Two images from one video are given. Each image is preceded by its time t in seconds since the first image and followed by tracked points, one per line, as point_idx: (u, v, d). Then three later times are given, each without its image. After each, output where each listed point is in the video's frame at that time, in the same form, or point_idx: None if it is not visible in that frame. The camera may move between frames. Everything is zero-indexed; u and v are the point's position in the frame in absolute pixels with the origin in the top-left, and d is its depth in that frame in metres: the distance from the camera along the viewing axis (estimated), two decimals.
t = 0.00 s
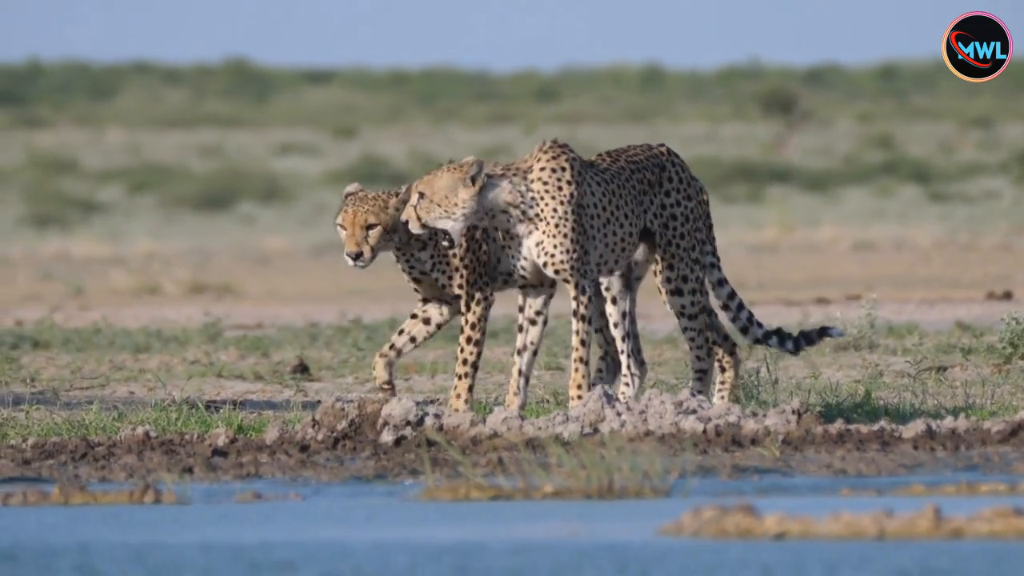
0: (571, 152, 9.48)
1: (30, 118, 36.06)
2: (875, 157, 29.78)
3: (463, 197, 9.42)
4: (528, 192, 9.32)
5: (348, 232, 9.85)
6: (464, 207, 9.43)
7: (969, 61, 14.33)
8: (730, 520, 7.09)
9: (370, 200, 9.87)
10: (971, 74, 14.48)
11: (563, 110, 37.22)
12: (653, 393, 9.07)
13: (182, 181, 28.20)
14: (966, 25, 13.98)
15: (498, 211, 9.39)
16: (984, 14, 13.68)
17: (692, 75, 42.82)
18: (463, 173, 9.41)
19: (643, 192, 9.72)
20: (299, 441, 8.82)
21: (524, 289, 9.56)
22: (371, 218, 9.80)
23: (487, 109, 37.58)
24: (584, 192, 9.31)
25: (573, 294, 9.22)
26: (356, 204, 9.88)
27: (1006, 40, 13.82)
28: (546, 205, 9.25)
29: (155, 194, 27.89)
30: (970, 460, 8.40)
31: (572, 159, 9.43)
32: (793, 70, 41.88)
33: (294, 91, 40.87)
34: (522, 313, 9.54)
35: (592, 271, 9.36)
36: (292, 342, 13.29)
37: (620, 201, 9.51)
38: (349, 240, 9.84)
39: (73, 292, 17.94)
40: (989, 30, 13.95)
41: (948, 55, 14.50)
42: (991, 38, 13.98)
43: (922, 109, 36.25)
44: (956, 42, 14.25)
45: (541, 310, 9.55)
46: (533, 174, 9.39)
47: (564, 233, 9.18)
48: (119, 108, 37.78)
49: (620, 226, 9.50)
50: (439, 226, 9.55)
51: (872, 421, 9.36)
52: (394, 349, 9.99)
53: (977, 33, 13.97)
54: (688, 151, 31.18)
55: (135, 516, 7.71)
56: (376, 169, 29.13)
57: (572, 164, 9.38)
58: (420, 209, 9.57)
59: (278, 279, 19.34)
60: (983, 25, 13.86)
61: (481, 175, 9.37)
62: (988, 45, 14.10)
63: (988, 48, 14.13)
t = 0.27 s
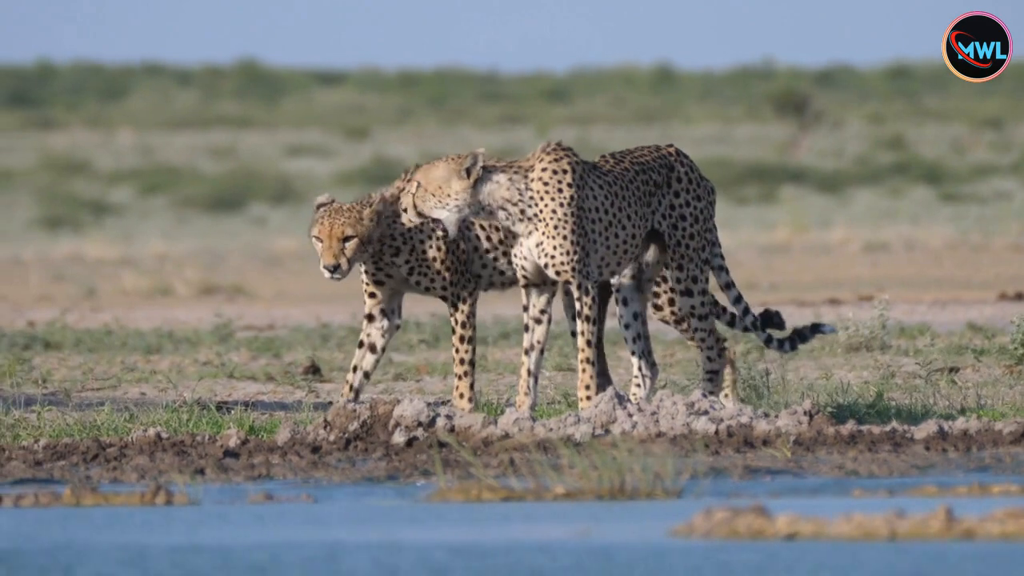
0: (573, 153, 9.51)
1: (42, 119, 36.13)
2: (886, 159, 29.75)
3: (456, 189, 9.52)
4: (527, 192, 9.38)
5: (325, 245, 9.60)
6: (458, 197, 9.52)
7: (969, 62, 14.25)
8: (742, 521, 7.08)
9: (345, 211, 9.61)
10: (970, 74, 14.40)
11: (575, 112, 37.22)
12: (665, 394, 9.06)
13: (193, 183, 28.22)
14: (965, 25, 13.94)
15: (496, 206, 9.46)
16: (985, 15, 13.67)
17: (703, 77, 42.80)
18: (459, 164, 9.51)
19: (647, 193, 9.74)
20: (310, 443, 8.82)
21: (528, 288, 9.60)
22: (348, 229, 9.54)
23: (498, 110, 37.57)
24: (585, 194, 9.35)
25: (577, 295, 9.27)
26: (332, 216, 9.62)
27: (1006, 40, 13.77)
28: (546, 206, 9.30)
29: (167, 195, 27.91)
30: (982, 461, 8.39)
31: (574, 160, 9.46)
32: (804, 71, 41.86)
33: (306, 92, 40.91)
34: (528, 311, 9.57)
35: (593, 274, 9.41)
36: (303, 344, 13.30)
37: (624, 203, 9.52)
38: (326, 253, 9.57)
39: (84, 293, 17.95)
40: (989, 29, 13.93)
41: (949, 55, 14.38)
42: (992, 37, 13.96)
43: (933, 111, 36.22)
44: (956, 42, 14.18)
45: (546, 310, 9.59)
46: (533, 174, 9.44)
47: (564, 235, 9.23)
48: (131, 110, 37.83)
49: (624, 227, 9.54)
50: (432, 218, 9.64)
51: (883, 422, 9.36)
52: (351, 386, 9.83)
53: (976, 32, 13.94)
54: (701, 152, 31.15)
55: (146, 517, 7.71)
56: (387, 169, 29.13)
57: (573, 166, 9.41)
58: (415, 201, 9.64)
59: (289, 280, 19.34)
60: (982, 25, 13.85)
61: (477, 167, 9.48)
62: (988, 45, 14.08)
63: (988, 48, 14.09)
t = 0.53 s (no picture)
0: (577, 155, 9.50)
1: (54, 121, 36.17)
2: (897, 160, 29.73)
3: (460, 185, 9.51)
4: (530, 192, 9.38)
5: (308, 248, 9.42)
6: (460, 194, 9.52)
7: (969, 61, 14.29)
8: (753, 523, 7.09)
9: (325, 215, 9.47)
10: (970, 74, 14.43)
11: (585, 113, 37.22)
12: (676, 395, 9.06)
13: (204, 185, 28.24)
14: (964, 25, 13.92)
15: (499, 204, 9.48)
16: (985, 15, 13.62)
17: (714, 78, 42.79)
18: (461, 161, 9.48)
19: (656, 194, 9.74)
20: (322, 444, 8.83)
21: (535, 289, 9.62)
22: (331, 232, 9.39)
23: (509, 111, 37.58)
24: (590, 197, 9.36)
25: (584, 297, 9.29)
26: (313, 220, 9.46)
27: (1006, 40, 13.76)
28: (549, 208, 9.30)
29: (178, 197, 27.94)
30: (993, 463, 8.38)
31: (579, 162, 9.46)
32: (815, 73, 41.84)
33: (317, 94, 40.93)
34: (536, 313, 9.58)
35: (601, 276, 9.42)
36: (314, 345, 13.30)
37: (631, 205, 9.53)
38: (309, 257, 9.40)
39: (96, 295, 17.97)
40: (989, 30, 13.91)
41: (948, 55, 14.42)
42: (992, 37, 13.94)
43: (944, 112, 36.18)
44: (956, 42, 14.17)
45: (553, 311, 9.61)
46: (537, 174, 9.43)
47: (568, 237, 9.24)
48: (141, 112, 37.87)
49: (631, 229, 9.55)
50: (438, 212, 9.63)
51: (895, 423, 9.35)
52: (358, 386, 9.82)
53: (975, 32, 13.92)
54: (712, 154, 31.13)
55: (158, 519, 7.72)
56: (397, 169, 29.14)
57: (578, 168, 9.40)
58: (420, 195, 9.61)
59: (300, 281, 19.35)
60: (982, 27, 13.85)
61: (480, 165, 9.46)
62: (988, 45, 14.07)
63: (987, 47, 14.09)
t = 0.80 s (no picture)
0: (589, 155, 9.51)
1: (67, 122, 36.19)
2: (910, 161, 29.71)
3: (472, 182, 9.61)
4: (540, 192, 9.40)
5: (302, 242, 9.55)
6: (472, 191, 9.62)
7: (969, 61, 14.29)
8: (767, 523, 7.09)
9: (319, 210, 9.63)
10: (971, 74, 14.41)
11: (598, 114, 37.24)
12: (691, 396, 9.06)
13: (217, 186, 28.28)
14: (965, 25, 13.91)
15: (510, 204, 9.53)
16: (985, 15, 13.59)
17: (728, 78, 42.78)
18: (475, 158, 9.58)
19: (670, 195, 9.74)
20: (336, 445, 8.84)
21: (548, 289, 9.63)
22: (327, 226, 9.55)
23: (522, 112, 37.60)
24: (602, 197, 9.37)
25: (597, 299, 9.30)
26: (307, 214, 9.61)
27: (1006, 40, 13.75)
28: (560, 209, 9.31)
29: (190, 198, 27.99)
30: (1007, 463, 8.39)
31: (591, 162, 9.47)
32: (828, 73, 41.82)
33: (330, 95, 40.96)
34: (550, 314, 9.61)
35: (614, 277, 9.43)
36: (327, 346, 13.31)
37: (643, 206, 9.52)
38: (304, 249, 9.53)
39: (109, 296, 18.00)
40: (988, 30, 13.88)
41: (949, 55, 14.42)
42: (991, 38, 13.92)
43: (957, 113, 36.14)
44: (956, 42, 14.16)
45: (566, 312, 9.63)
46: (548, 175, 9.44)
47: (580, 237, 9.24)
48: (155, 112, 37.92)
49: (644, 230, 9.55)
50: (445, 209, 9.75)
51: (909, 424, 9.35)
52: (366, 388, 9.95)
53: (976, 33, 13.90)
54: (725, 155, 31.12)
55: (172, 519, 7.74)
56: (410, 169, 29.15)
57: (590, 169, 9.41)
58: (430, 192, 9.75)
59: (313, 281, 19.37)
60: (982, 27, 13.81)
61: (492, 162, 9.55)
62: (988, 45, 14.05)
63: (987, 48, 14.07)
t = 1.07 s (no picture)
0: (600, 157, 9.52)
1: (78, 123, 36.23)
2: (920, 162, 29.69)
3: (494, 181, 9.60)
4: (551, 193, 9.40)
5: (307, 244, 9.51)
6: (495, 190, 9.61)
7: (969, 61, 14.24)
8: (777, 524, 7.09)
9: (322, 213, 9.60)
10: (971, 74, 14.38)
11: (608, 115, 37.24)
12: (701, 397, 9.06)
13: (227, 187, 28.30)
14: (965, 25, 13.89)
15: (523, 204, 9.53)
16: (986, 15, 13.58)
17: (739, 79, 42.77)
18: (493, 158, 9.57)
19: (680, 196, 9.75)
20: (346, 446, 8.84)
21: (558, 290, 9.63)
22: (331, 229, 9.55)
23: (532, 113, 37.62)
24: (612, 198, 9.37)
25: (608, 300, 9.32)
26: (311, 217, 9.57)
27: (1006, 40, 13.74)
28: (571, 210, 9.31)
29: (200, 199, 28.02)
30: (1017, 464, 8.39)
31: (602, 164, 9.48)
32: (839, 74, 41.80)
33: (340, 96, 40.98)
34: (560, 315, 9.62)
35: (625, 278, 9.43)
36: (337, 347, 13.32)
37: (654, 207, 9.53)
38: (310, 253, 9.50)
39: (120, 297, 18.02)
40: (989, 30, 13.86)
41: (949, 55, 14.38)
42: (992, 37, 13.90)
43: (967, 113, 36.11)
44: (957, 42, 14.14)
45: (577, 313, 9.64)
46: (558, 176, 9.44)
47: (591, 238, 9.24)
48: (165, 114, 37.96)
49: (654, 231, 9.55)
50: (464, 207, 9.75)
51: (919, 425, 9.34)
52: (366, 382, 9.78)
53: (976, 33, 13.89)
54: (735, 156, 31.11)
55: (183, 520, 7.75)
56: (419, 170, 29.17)
57: (600, 171, 9.41)
58: (447, 190, 9.72)
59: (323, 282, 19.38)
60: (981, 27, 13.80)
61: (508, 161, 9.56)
62: (989, 45, 14.03)
63: (988, 48, 14.05)
